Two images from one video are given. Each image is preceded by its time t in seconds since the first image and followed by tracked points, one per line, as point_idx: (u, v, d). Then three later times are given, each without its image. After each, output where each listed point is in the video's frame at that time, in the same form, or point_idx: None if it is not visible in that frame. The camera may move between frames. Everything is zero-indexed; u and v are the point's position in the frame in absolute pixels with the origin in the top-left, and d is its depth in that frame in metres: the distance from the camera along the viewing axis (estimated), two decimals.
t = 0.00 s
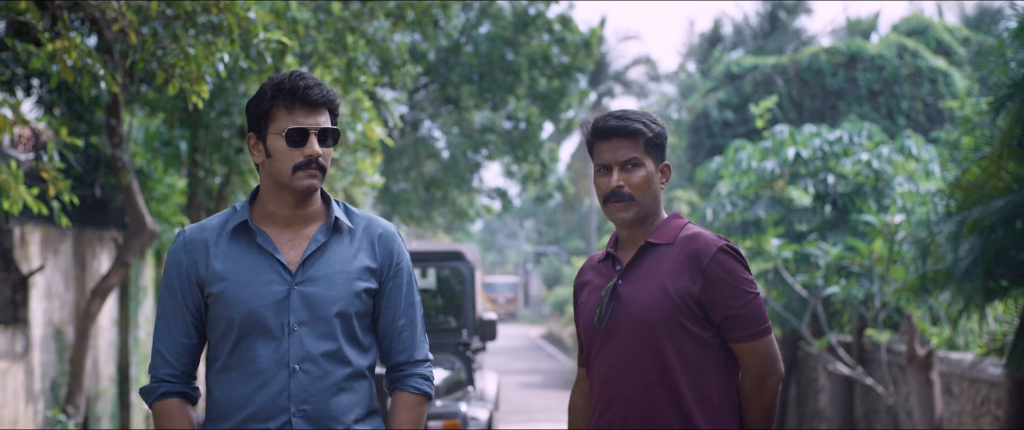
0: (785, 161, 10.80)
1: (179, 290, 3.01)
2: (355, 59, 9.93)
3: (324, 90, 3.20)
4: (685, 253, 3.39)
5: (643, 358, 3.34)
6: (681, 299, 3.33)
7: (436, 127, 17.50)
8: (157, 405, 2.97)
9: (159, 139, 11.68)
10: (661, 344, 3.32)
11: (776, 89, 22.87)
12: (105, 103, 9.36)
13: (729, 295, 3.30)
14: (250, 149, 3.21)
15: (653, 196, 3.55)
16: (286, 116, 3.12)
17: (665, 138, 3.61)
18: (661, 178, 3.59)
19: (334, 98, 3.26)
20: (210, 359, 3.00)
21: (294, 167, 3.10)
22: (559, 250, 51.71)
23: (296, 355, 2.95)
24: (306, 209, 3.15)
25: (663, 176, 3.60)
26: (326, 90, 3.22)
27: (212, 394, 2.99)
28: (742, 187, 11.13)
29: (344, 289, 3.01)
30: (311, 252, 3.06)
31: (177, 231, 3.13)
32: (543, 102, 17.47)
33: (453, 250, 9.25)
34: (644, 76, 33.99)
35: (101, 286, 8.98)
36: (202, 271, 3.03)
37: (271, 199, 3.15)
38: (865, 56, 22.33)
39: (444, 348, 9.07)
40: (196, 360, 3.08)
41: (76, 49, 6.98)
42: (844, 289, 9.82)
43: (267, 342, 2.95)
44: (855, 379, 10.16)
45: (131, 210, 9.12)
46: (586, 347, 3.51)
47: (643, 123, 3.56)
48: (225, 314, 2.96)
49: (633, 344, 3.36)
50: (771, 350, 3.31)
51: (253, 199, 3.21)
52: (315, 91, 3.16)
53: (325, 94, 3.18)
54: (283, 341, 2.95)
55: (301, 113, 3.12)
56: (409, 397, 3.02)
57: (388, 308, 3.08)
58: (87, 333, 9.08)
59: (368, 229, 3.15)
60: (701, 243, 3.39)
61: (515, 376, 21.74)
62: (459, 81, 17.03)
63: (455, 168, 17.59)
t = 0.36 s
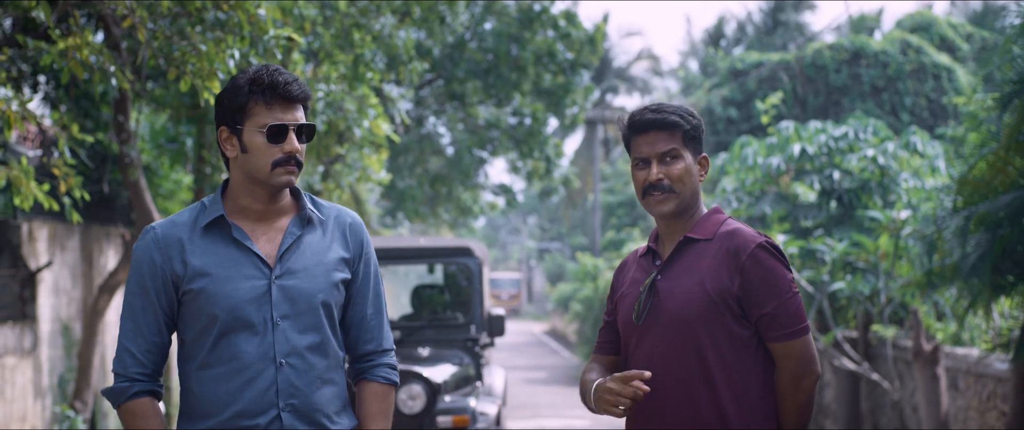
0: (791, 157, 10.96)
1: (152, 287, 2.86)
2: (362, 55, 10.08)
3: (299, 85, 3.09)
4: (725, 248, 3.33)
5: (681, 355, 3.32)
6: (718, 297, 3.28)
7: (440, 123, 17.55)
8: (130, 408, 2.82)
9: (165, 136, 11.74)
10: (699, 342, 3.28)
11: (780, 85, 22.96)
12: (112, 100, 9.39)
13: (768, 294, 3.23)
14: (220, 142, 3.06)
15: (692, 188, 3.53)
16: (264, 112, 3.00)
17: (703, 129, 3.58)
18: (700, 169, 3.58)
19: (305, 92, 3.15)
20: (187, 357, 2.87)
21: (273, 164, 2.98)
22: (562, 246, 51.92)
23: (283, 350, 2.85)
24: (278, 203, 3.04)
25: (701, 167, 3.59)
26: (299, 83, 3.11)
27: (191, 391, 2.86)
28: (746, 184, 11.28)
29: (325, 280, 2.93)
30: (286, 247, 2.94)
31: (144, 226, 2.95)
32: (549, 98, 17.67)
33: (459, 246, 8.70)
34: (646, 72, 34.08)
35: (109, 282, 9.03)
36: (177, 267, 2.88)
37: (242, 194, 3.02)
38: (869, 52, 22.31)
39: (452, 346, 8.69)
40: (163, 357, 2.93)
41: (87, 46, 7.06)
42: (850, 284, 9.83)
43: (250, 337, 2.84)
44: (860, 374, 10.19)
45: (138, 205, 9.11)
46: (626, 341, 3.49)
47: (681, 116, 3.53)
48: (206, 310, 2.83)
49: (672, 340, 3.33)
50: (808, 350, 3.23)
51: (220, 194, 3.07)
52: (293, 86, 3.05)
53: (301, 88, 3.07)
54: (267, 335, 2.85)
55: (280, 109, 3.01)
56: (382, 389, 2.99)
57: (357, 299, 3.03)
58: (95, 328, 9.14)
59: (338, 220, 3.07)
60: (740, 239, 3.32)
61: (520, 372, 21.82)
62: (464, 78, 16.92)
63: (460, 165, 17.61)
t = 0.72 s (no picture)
0: (799, 154, 10.95)
1: (160, 286, 2.81)
2: (370, 53, 10.19)
3: (310, 84, 3.10)
4: (785, 259, 3.19)
5: (736, 369, 3.20)
6: (778, 310, 3.15)
7: (447, 120, 17.57)
8: (137, 409, 2.77)
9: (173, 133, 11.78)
10: (756, 355, 3.17)
11: (786, 82, 23.02)
12: (121, 97, 9.42)
13: (831, 307, 3.11)
14: (227, 139, 3.03)
15: (748, 187, 3.38)
16: (279, 111, 3.00)
17: (761, 126, 3.41)
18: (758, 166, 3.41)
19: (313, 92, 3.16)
20: (195, 356, 2.84)
21: (288, 163, 2.99)
22: (568, 243, 52.00)
23: (295, 347, 2.85)
24: (282, 201, 3.05)
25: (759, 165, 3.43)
26: (309, 84, 3.12)
27: (200, 391, 2.83)
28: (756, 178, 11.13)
29: (331, 278, 2.95)
30: (292, 244, 2.95)
31: (146, 225, 2.89)
32: (556, 95, 17.59)
33: (469, 243, 8.75)
34: (652, 69, 34.13)
35: (118, 279, 9.05)
36: (186, 266, 2.84)
37: (248, 191, 3.01)
38: (876, 49, 22.30)
39: (462, 344, 8.70)
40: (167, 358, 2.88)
41: (99, 44, 7.08)
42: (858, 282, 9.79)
43: (262, 335, 2.83)
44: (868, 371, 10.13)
45: (147, 202, 9.10)
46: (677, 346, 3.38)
47: (739, 113, 3.37)
48: (216, 309, 2.81)
49: (727, 352, 3.21)
50: (870, 362, 3.13)
51: (222, 190, 3.04)
52: (306, 86, 3.07)
53: (312, 88, 3.08)
54: (279, 334, 2.84)
55: (293, 108, 3.01)
56: (375, 383, 3.07)
57: (354, 294, 3.07)
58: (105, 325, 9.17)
59: (336, 217, 3.11)
60: (801, 250, 3.18)
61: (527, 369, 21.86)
62: (473, 75, 17.08)
63: (467, 162, 17.66)
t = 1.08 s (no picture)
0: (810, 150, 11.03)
1: (193, 282, 2.78)
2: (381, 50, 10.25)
3: (337, 85, 3.13)
4: (804, 263, 3.10)
5: (750, 367, 3.18)
6: (793, 313, 3.09)
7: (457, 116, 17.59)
8: (168, 407, 2.73)
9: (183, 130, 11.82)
10: (767, 356, 3.13)
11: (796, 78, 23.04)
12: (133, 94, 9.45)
13: (846, 316, 2.99)
14: (257, 136, 3.03)
15: (742, 191, 3.27)
16: (312, 108, 3.02)
17: (764, 128, 3.24)
18: (759, 170, 3.25)
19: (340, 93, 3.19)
20: (225, 353, 2.82)
21: (320, 160, 3.01)
22: (578, 240, 52.05)
23: (326, 342, 2.88)
24: (306, 200, 3.07)
25: (765, 169, 3.25)
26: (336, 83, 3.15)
27: (231, 387, 2.81)
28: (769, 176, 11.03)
29: (356, 275, 3.00)
30: (318, 241, 2.98)
31: (174, 220, 2.86)
32: (566, 92, 17.69)
33: (480, 240, 8.79)
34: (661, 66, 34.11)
35: (130, 275, 9.10)
36: (218, 262, 2.83)
37: (276, 187, 3.02)
38: (886, 45, 22.29)
39: (472, 341, 8.70)
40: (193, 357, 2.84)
41: (112, 41, 7.11)
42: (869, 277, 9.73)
43: (294, 330, 2.84)
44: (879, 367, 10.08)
45: (158, 200, 9.17)
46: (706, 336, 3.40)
47: (731, 114, 3.29)
48: (249, 305, 2.80)
49: (742, 351, 3.19)
50: (892, 372, 2.99)
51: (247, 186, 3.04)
52: (335, 85, 3.09)
53: (340, 86, 3.11)
54: (310, 330, 2.86)
55: (324, 105, 3.04)
56: (391, 380, 3.13)
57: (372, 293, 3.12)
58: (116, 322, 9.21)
59: (356, 217, 3.16)
60: (820, 254, 3.09)
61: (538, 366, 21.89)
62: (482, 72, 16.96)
63: (478, 159, 17.71)
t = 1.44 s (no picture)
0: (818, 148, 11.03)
1: (209, 280, 2.80)
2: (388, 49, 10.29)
3: (360, 85, 3.13)
4: (788, 258, 3.12)
5: (732, 363, 3.16)
6: (777, 307, 3.08)
7: (465, 114, 17.63)
8: (184, 404, 2.76)
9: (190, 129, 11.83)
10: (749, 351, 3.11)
11: (802, 76, 23.08)
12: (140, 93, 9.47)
13: (828, 311, 3.00)
14: (279, 135, 3.03)
15: (741, 177, 3.29)
16: (334, 107, 3.02)
17: (771, 115, 3.27)
18: (761, 157, 3.27)
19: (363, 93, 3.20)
20: (241, 351, 2.84)
21: (342, 159, 3.01)
22: (585, 238, 52.09)
23: (340, 342, 2.87)
24: (326, 198, 3.07)
25: (766, 156, 3.27)
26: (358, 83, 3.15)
27: (245, 385, 2.83)
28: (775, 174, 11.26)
29: (373, 274, 2.99)
30: (336, 240, 2.98)
31: (194, 218, 2.89)
32: (573, 90, 17.87)
33: (487, 238, 8.78)
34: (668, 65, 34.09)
35: (137, 274, 9.11)
36: (234, 260, 2.85)
37: (296, 185, 3.03)
38: (893, 43, 22.28)
39: (478, 339, 8.71)
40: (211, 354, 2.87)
41: (118, 40, 7.13)
42: (877, 276, 9.63)
43: (307, 329, 2.85)
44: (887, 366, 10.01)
45: (166, 199, 9.18)
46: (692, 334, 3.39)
47: (741, 100, 3.33)
48: (264, 303, 2.81)
49: (725, 346, 3.17)
50: (872, 370, 2.99)
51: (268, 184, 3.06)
52: (357, 85, 3.09)
53: (362, 86, 3.11)
54: (324, 329, 2.86)
55: (346, 105, 3.04)
56: (413, 381, 3.10)
57: (393, 291, 3.11)
58: (122, 320, 9.21)
59: (377, 216, 3.15)
60: (804, 249, 3.10)
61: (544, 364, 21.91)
62: (489, 71, 17.14)
63: (485, 157, 17.73)
